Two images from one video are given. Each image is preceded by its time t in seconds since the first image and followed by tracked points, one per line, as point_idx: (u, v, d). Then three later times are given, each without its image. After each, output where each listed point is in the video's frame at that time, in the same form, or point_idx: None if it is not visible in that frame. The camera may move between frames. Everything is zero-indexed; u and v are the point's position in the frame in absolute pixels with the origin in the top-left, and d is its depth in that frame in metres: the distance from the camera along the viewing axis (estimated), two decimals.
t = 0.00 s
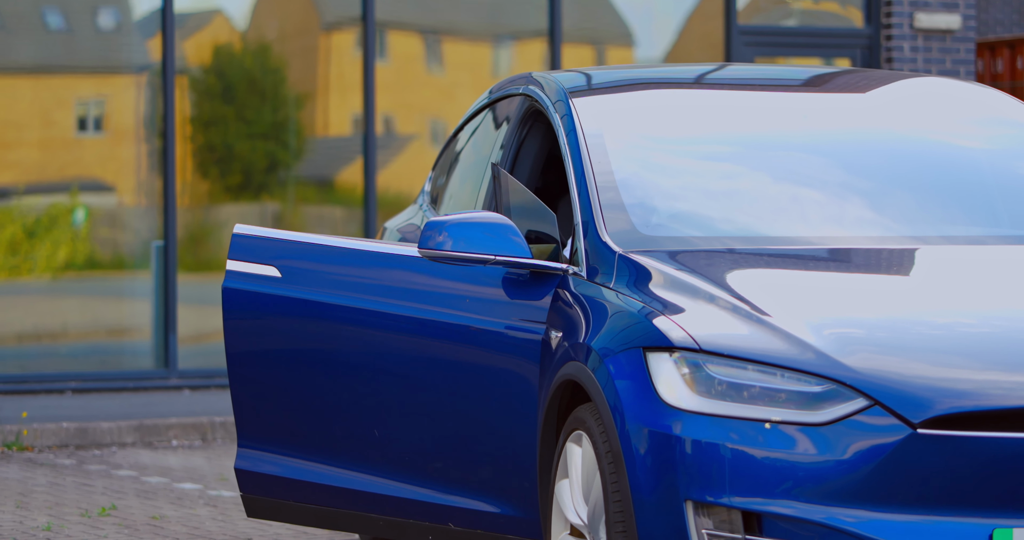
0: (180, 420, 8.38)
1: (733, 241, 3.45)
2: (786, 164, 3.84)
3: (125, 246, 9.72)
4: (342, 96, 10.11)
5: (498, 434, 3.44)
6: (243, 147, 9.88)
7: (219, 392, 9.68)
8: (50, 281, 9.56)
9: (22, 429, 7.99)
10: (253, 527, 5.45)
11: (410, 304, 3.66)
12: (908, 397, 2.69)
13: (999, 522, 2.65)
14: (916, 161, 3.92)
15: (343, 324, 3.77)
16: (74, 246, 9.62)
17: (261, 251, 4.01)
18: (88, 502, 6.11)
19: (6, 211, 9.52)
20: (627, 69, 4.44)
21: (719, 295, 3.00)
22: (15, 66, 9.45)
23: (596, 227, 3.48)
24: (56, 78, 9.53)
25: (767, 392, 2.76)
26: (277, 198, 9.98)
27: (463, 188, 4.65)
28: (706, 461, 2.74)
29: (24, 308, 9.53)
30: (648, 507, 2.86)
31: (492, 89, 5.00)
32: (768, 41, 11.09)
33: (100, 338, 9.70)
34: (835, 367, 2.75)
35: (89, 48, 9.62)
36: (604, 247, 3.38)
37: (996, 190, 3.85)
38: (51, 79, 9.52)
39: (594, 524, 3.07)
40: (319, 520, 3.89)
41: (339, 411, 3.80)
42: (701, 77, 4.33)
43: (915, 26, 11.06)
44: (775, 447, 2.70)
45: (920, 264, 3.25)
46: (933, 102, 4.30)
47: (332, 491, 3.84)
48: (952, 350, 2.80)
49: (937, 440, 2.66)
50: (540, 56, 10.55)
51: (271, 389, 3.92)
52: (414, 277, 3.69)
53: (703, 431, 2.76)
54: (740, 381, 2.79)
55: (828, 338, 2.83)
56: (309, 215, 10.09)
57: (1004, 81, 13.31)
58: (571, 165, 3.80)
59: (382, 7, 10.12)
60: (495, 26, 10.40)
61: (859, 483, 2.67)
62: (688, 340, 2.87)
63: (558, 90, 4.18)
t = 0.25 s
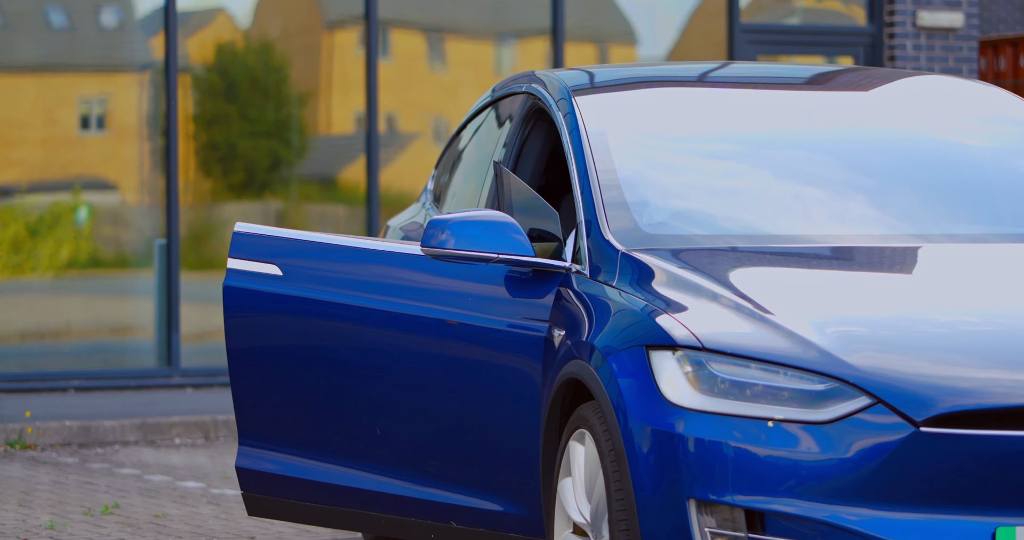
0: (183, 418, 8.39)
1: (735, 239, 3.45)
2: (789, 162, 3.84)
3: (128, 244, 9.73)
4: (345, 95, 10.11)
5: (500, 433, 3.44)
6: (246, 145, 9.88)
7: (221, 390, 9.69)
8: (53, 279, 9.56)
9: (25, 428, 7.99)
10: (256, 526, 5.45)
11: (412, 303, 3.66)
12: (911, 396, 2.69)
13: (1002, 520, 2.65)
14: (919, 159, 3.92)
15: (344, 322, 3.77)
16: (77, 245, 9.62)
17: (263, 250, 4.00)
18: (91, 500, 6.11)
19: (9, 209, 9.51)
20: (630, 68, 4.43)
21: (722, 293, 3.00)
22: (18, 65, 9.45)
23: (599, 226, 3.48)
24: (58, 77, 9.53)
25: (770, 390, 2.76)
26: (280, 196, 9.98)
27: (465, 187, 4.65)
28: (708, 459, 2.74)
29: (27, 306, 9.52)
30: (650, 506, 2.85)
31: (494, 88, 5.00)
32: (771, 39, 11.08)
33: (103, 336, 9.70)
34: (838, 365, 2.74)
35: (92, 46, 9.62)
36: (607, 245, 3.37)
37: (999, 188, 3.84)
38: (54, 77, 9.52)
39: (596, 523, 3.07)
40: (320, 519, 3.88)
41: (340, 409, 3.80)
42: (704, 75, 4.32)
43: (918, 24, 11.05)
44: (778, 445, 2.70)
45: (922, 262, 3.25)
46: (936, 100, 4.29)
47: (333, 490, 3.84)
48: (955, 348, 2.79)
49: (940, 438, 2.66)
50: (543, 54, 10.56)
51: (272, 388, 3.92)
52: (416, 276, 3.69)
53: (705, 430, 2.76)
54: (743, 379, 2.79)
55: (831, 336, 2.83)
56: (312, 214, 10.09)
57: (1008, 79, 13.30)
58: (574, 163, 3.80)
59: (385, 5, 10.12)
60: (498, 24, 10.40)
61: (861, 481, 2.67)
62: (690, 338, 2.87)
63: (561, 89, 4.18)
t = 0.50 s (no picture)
0: (184, 417, 8.39)
1: (737, 239, 3.45)
2: (790, 162, 3.84)
3: (130, 243, 9.74)
4: (347, 93, 10.11)
5: (501, 433, 3.44)
6: (248, 144, 9.88)
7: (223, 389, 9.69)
8: (55, 278, 9.56)
9: (26, 426, 7.99)
10: (257, 525, 5.45)
11: (413, 302, 3.65)
12: (912, 395, 2.69)
13: (1003, 520, 2.65)
14: (920, 158, 3.92)
15: (345, 321, 3.76)
16: (78, 243, 9.62)
17: (263, 248, 4.00)
18: (92, 499, 6.11)
19: (10, 207, 9.52)
20: (631, 67, 4.43)
21: (723, 293, 3.00)
22: (20, 63, 9.44)
23: (601, 225, 3.48)
24: (60, 75, 9.53)
25: (771, 390, 2.76)
26: (281, 195, 9.98)
27: (467, 185, 4.65)
28: (710, 458, 2.74)
29: (28, 305, 9.53)
30: (652, 506, 2.85)
31: (496, 87, 4.99)
32: (773, 38, 11.07)
33: (104, 335, 9.70)
34: (840, 365, 2.74)
35: (94, 45, 9.62)
36: (608, 245, 3.37)
37: (1000, 188, 3.84)
38: (56, 76, 9.52)
39: (598, 522, 3.07)
40: (320, 517, 3.88)
41: (341, 408, 3.80)
42: (705, 75, 4.32)
43: (919, 24, 11.06)
44: (779, 444, 2.70)
45: (923, 262, 3.25)
46: (937, 99, 4.29)
47: (334, 488, 3.84)
48: (957, 348, 2.79)
49: (941, 438, 2.66)
50: (544, 53, 10.55)
51: (272, 387, 3.92)
52: (416, 274, 3.69)
53: (707, 429, 2.76)
54: (745, 379, 2.79)
55: (832, 336, 2.83)
56: (313, 213, 10.09)
57: (1009, 78, 13.29)
58: (576, 163, 3.79)
59: (387, 4, 10.12)
60: (500, 23, 10.41)
61: (863, 480, 2.67)
62: (692, 337, 2.87)
63: (562, 88, 4.17)
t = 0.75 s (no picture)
0: (185, 416, 8.39)
1: (739, 238, 3.45)
2: (791, 161, 3.84)
3: (130, 243, 9.74)
4: (348, 93, 10.11)
5: (502, 432, 3.44)
6: (249, 143, 9.88)
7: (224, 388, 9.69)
8: (56, 277, 9.57)
9: (28, 426, 8.00)
10: (258, 524, 5.45)
11: (414, 301, 3.65)
12: (914, 394, 2.68)
13: (1005, 519, 2.65)
14: (921, 157, 3.92)
15: (347, 320, 3.76)
16: (80, 243, 9.62)
17: (264, 248, 4.00)
18: (93, 498, 6.11)
19: (11, 207, 9.52)
20: (632, 66, 4.43)
21: (725, 292, 3.00)
22: (21, 63, 9.44)
23: (602, 224, 3.47)
24: (61, 75, 9.53)
25: (773, 389, 2.76)
26: (282, 194, 9.97)
27: (468, 185, 4.65)
28: (711, 457, 2.74)
29: (28, 305, 9.52)
30: (653, 505, 2.85)
31: (497, 85, 4.99)
32: (774, 37, 11.07)
33: (105, 334, 9.70)
34: (841, 364, 2.74)
35: (95, 44, 9.62)
36: (610, 244, 3.37)
37: (1001, 187, 3.84)
38: (57, 75, 9.52)
39: (599, 521, 3.07)
40: (320, 517, 3.88)
41: (342, 407, 3.80)
42: (706, 74, 4.32)
43: (920, 23, 11.06)
44: (779, 443, 2.70)
45: (923, 261, 3.25)
46: (939, 98, 4.29)
47: (334, 488, 3.83)
48: (959, 347, 2.79)
49: (942, 436, 2.65)
50: (546, 52, 10.55)
51: (272, 386, 3.92)
52: (417, 274, 3.68)
53: (708, 428, 2.76)
54: (746, 378, 2.78)
55: (834, 335, 2.83)
56: (314, 212, 10.09)
57: (1010, 77, 13.29)
58: (577, 162, 3.79)
59: (388, 3, 10.12)
60: (500, 23, 10.41)
61: (864, 479, 2.66)
62: (693, 336, 2.86)
63: (563, 86, 4.17)
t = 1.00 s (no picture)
0: (186, 415, 8.39)
1: (740, 237, 3.44)
2: (792, 160, 3.83)
3: (131, 242, 9.73)
4: (348, 92, 10.10)
5: (503, 432, 3.43)
6: (250, 142, 9.88)
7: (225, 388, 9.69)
8: (56, 276, 9.56)
9: (28, 424, 8.00)
10: (259, 523, 5.45)
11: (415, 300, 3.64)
12: (915, 393, 2.68)
13: (1005, 518, 2.65)
14: (922, 156, 3.91)
15: (347, 319, 3.76)
16: (80, 242, 9.62)
17: (265, 247, 3.99)
18: (94, 497, 6.11)
19: (12, 206, 9.53)
20: (633, 65, 4.43)
21: (726, 291, 3.00)
22: (21, 62, 9.44)
23: (603, 224, 3.47)
24: (62, 74, 9.53)
25: (774, 388, 2.76)
26: (283, 194, 9.97)
27: (469, 184, 4.65)
28: (712, 456, 2.74)
29: (29, 304, 9.52)
30: (654, 504, 2.85)
31: (497, 85, 4.99)
32: (775, 37, 11.07)
33: (106, 333, 9.70)
34: (842, 363, 2.74)
35: (96, 43, 9.62)
36: (611, 243, 3.36)
37: (1003, 186, 3.83)
38: (57, 74, 9.51)
39: (600, 520, 3.06)
40: (320, 516, 3.86)
41: (343, 407, 3.79)
42: (707, 73, 4.32)
43: (921, 22, 11.05)
44: (781, 443, 2.70)
45: (924, 260, 3.25)
46: (940, 97, 4.28)
47: (334, 487, 3.82)
48: (960, 346, 2.79)
49: (943, 436, 2.65)
50: (547, 51, 10.55)
51: (272, 385, 3.90)
52: (418, 273, 3.68)
53: (709, 427, 2.76)
54: (747, 377, 2.78)
55: (835, 334, 2.82)
56: (315, 211, 10.09)
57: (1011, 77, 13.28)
58: (578, 161, 3.79)
59: (389, 2, 10.12)
60: (501, 22, 10.41)
61: (865, 479, 2.66)
62: (694, 335, 2.86)
63: (565, 85, 4.17)
